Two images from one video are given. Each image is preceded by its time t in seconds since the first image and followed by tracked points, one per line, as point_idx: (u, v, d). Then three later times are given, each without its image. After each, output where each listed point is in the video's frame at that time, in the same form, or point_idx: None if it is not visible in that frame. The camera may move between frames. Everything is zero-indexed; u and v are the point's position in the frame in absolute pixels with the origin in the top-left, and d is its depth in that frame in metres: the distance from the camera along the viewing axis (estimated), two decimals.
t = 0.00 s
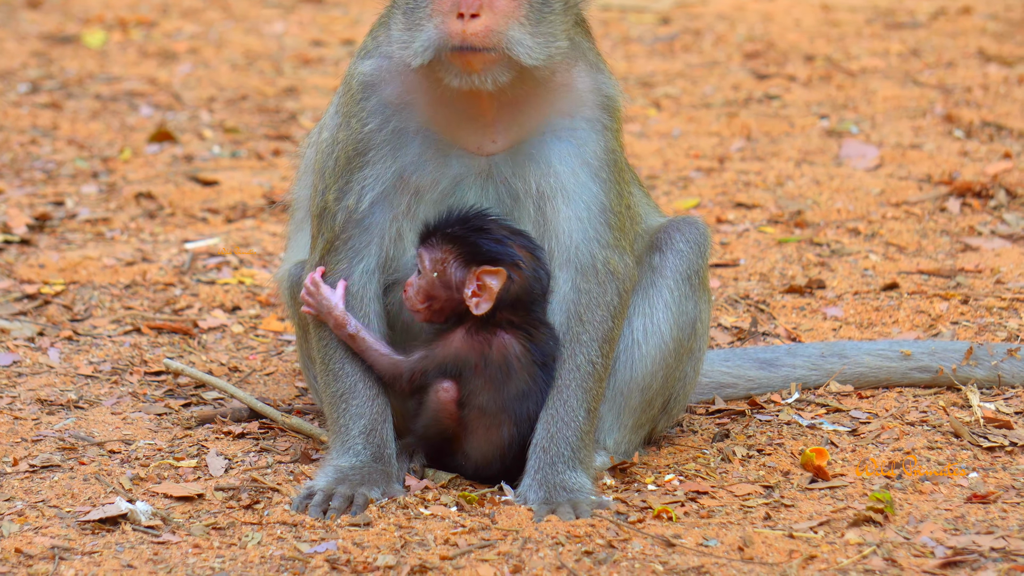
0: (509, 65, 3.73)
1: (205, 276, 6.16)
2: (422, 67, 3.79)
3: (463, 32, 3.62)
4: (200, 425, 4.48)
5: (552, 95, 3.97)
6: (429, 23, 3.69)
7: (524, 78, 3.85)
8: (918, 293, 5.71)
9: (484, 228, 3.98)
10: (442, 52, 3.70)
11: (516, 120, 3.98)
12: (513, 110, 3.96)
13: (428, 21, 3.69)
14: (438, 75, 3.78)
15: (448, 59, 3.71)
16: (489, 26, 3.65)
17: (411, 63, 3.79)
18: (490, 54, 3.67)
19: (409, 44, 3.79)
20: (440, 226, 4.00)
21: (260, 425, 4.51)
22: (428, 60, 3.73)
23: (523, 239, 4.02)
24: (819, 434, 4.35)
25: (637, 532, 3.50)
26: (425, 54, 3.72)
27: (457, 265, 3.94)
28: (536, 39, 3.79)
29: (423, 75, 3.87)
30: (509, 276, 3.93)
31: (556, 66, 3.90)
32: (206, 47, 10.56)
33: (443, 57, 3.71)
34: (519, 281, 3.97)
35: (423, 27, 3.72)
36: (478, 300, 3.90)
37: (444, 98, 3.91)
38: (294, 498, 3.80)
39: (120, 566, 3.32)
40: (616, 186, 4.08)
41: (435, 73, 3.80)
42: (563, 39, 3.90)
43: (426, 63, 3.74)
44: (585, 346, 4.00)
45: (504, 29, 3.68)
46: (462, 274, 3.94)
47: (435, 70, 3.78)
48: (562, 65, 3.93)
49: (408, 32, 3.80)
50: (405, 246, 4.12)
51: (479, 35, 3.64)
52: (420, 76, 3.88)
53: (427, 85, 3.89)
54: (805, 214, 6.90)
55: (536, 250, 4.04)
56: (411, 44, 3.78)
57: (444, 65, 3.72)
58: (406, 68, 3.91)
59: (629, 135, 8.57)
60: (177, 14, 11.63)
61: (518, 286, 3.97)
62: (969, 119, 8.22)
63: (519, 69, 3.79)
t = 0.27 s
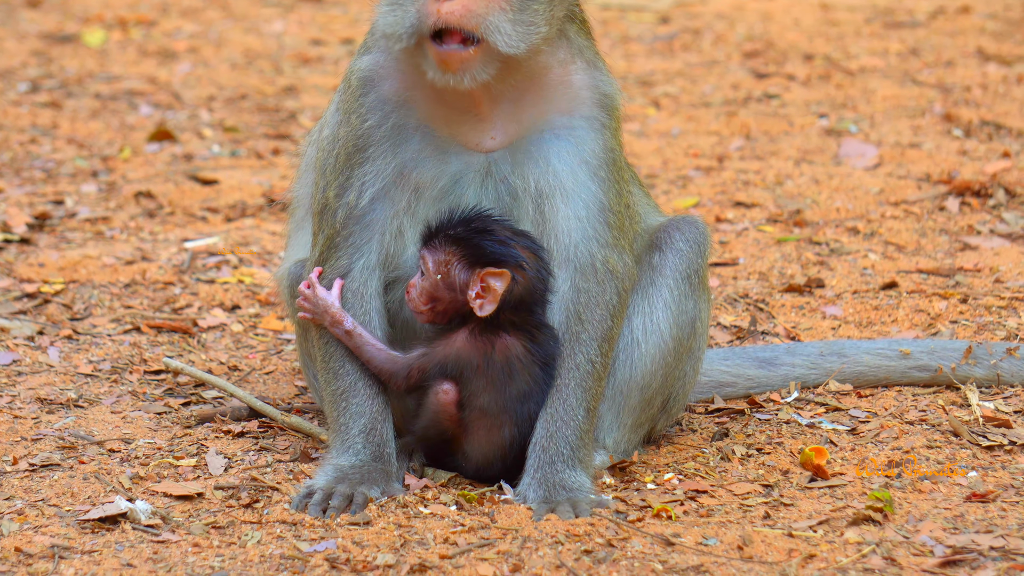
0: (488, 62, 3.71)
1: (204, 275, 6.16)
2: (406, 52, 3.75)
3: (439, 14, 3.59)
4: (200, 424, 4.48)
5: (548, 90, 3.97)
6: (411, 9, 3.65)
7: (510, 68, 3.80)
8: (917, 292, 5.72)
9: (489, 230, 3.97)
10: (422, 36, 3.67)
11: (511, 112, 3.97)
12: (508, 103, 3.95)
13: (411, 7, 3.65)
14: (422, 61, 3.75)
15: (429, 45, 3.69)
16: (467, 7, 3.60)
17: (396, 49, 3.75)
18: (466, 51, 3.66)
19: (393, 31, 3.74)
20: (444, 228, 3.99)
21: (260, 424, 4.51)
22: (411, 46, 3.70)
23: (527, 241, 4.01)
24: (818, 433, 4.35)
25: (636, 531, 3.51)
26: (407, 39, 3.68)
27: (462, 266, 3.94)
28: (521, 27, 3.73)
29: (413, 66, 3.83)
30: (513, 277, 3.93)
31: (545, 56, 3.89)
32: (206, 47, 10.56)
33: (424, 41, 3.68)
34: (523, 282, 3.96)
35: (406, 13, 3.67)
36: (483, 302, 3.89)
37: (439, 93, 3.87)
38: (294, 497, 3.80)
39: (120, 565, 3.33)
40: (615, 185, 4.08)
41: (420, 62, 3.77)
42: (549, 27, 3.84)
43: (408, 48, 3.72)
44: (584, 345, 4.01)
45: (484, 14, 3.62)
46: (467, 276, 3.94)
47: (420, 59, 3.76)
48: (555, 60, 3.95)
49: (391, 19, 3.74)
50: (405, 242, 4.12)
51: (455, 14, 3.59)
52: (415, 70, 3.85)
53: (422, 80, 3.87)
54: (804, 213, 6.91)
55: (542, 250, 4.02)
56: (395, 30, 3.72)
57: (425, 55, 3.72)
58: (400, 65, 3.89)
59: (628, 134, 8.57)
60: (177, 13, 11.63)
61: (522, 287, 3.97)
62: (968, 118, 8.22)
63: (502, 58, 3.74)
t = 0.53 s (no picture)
0: (523, 55, 3.61)
1: (204, 274, 6.17)
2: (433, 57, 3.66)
3: (483, 22, 3.50)
4: (200, 423, 4.48)
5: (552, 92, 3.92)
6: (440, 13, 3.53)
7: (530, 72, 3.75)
8: (917, 290, 5.72)
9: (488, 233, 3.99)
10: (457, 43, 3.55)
11: (511, 114, 3.92)
12: (514, 108, 3.90)
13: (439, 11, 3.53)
14: (448, 63, 3.64)
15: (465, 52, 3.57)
16: (509, 16, 3.51)
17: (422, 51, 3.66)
18: (507, 45, 3.55)
19: (419, 33, 3.64)
20: (441, 230, 4.00)
21: (260, 422, 4.51)
22: (442, 51, 3.59)
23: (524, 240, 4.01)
24: (818, 432, 4.36)
25: (636, 529, 3.51)
26: (440, 44, 3.57)
27: (462, 268, 3.95)
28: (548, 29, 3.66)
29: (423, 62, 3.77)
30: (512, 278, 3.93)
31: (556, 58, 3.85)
32: (206, 45, 10.56)
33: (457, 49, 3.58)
34: (523, 283, 3.97)
35: (434, 16, 3.56)
36: (483, 303, 3.89)
37: (437, 91, 3.84)
38: (294, 495, 3.81)
39: (120, 563, 3.33)
40: (609, 182, 4.08)
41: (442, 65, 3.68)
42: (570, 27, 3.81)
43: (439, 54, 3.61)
44: (581, 343, 4.01)
45: (520, 18, 3.54)
46: (467, 278, 3.95)
47: (445, 62, 3.65)
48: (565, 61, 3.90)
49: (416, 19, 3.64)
50: (400, 240, 4.10)
51: (500, 25, 3.51)
52: (412, 67, 3.83)
53: (421, 76, 3.83)
54: (804, 212, 6.91)
55: (538, 251, 4.02)
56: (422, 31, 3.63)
57: (459, 56, 3.60)
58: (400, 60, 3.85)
59: (628, 132, 8.58)
60: (177, 11, 11.63)
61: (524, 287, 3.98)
62: (967, 117, 8.23)
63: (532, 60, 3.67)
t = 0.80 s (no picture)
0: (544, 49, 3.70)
1: (204, 272, 6.17)
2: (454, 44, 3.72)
3: (513, 16, 3.58)
4: (201, 421, 4.49)
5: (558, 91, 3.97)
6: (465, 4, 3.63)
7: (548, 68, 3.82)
8: (916, 289, 5.73)
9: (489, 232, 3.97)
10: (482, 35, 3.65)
11: (517, 111, 3.96)
12: (523, 106, 3.95)
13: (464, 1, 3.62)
14: (468, 56, 3.72)
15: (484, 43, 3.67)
16: (536, 9, 3.60)
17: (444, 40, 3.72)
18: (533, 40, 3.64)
19: (441, 21, 3.70)
20: (440, 229, 3.99)
21: (260, 421, 4.52)
22: (465, 42, 3.67)
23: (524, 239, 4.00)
24: (818, 430, 4.36)
25: (636, 528, 3.52)
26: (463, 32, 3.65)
27: (461, 268, 3.94)
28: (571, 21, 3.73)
29: (437, 54, 3.81)
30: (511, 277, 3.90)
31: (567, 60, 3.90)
32: (206, 44, 10.56)
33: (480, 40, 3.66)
34: (523, 282, 3.95)
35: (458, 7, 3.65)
36: (484, 302, 3.87)
37: (445, 85, 3.89)
38: (294, 494, 3.81)
39: (120, 562, 3.33)
40: (609, 181, 4.09)
41: (462, 54, 3.74)
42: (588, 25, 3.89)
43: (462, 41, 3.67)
44: (582, 342, 4.02)
45: (545, 11, 3.62)
46: (466, 277, 3.93)
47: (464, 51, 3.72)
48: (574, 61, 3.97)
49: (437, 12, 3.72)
50: (399, 239, 4.09)
51: (528, 19, 3.59)
52: (420, 62, 3.88)
53: (429, 70, 3.88)
54: (804, 211, 6.92)
55: (537, 249, 4.01)
56: (445, 21, 3.69)
57: (479, 49, 3.68)
58: (408, 55, 3.91)
59: (628, 131, 8.59)
60: (177, 10, 11.63)
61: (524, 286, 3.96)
62: (967, 115, 8.23)
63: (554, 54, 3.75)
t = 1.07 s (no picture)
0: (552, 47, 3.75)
1: (205, 272, 6.17)
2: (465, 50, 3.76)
3: (525, 14, 3.58)
4: (201, 421, 4.49)
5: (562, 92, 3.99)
6: (476, 6, 3.65)
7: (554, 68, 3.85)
8: (917, 289, 5.73)
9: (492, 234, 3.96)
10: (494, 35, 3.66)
11: (521, 114, 4.00)
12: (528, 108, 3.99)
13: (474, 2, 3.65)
14: (479, 55, 3.75)
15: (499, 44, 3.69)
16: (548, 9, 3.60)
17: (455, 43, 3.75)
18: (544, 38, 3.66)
19: (452, 26, 3.73)
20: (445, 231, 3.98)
21: (260, 421, 4.52)
22: (477, 44, 3.69)
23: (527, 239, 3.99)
24: (818, 430, 4.36)
25: (636, 527, 3.52)
26: (476, 37, 3.67)
27: (467, 270, 3.93)
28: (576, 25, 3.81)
29: (445, 56, 3.86)
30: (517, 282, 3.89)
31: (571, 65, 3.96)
32: (205, 43, 10.56)
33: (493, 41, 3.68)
34: (528, 285, 3.95)
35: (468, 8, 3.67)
36: (489, 306, 3.89)
37: (450, 87, 3.94)
38: (295, 493, 3.82)
39: (120, 561, 3.33)
40: (612, 181, 4.10)
41: (473, 58, 3.78)
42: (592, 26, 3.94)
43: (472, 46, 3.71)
44: (583, 341, 4.02)
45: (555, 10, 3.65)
46: (472, 280, 3.93)
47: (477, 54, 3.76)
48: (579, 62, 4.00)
49: (449, 13, 3.74)
50: (401, 239, 4.09)
51: (540, 18, 3.59)
52: (426, 63, 3.93)
53: (435, 71, 3.92)
54: (804, 210, 6.92)
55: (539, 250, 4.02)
56: (454, 23, 3.73)
57: (490, 50, 3.71)
58: (412, 56, 3.95)
59: (627, 130, 8.59)
60: (177, 9, 11.63)
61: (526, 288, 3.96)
62: (967, 115, 8.23)
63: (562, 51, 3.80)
